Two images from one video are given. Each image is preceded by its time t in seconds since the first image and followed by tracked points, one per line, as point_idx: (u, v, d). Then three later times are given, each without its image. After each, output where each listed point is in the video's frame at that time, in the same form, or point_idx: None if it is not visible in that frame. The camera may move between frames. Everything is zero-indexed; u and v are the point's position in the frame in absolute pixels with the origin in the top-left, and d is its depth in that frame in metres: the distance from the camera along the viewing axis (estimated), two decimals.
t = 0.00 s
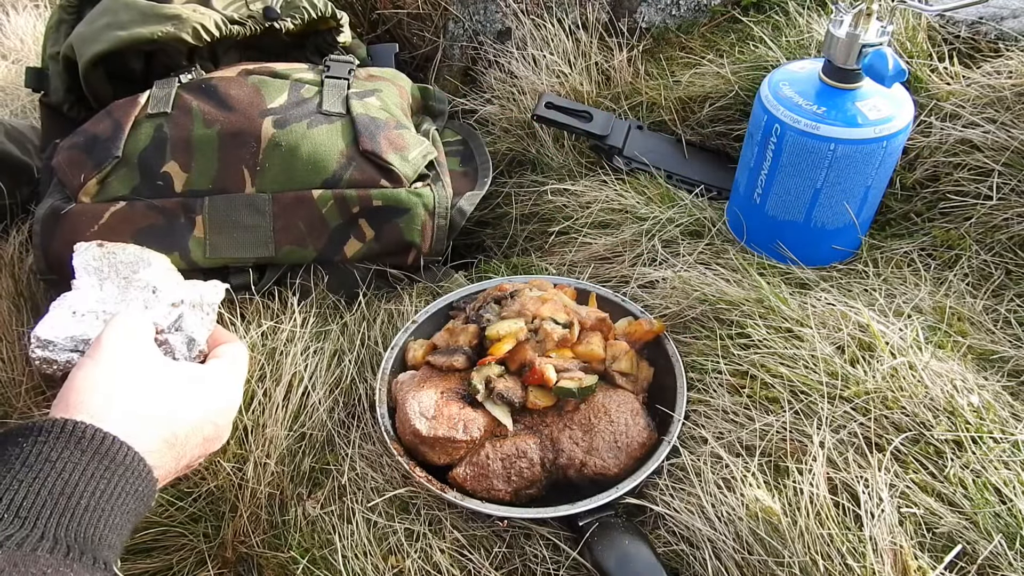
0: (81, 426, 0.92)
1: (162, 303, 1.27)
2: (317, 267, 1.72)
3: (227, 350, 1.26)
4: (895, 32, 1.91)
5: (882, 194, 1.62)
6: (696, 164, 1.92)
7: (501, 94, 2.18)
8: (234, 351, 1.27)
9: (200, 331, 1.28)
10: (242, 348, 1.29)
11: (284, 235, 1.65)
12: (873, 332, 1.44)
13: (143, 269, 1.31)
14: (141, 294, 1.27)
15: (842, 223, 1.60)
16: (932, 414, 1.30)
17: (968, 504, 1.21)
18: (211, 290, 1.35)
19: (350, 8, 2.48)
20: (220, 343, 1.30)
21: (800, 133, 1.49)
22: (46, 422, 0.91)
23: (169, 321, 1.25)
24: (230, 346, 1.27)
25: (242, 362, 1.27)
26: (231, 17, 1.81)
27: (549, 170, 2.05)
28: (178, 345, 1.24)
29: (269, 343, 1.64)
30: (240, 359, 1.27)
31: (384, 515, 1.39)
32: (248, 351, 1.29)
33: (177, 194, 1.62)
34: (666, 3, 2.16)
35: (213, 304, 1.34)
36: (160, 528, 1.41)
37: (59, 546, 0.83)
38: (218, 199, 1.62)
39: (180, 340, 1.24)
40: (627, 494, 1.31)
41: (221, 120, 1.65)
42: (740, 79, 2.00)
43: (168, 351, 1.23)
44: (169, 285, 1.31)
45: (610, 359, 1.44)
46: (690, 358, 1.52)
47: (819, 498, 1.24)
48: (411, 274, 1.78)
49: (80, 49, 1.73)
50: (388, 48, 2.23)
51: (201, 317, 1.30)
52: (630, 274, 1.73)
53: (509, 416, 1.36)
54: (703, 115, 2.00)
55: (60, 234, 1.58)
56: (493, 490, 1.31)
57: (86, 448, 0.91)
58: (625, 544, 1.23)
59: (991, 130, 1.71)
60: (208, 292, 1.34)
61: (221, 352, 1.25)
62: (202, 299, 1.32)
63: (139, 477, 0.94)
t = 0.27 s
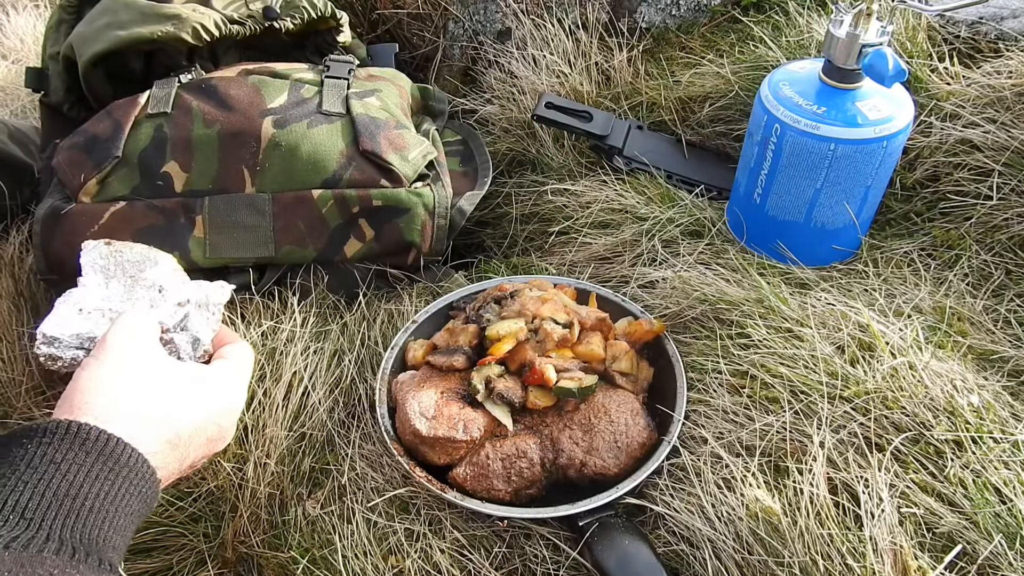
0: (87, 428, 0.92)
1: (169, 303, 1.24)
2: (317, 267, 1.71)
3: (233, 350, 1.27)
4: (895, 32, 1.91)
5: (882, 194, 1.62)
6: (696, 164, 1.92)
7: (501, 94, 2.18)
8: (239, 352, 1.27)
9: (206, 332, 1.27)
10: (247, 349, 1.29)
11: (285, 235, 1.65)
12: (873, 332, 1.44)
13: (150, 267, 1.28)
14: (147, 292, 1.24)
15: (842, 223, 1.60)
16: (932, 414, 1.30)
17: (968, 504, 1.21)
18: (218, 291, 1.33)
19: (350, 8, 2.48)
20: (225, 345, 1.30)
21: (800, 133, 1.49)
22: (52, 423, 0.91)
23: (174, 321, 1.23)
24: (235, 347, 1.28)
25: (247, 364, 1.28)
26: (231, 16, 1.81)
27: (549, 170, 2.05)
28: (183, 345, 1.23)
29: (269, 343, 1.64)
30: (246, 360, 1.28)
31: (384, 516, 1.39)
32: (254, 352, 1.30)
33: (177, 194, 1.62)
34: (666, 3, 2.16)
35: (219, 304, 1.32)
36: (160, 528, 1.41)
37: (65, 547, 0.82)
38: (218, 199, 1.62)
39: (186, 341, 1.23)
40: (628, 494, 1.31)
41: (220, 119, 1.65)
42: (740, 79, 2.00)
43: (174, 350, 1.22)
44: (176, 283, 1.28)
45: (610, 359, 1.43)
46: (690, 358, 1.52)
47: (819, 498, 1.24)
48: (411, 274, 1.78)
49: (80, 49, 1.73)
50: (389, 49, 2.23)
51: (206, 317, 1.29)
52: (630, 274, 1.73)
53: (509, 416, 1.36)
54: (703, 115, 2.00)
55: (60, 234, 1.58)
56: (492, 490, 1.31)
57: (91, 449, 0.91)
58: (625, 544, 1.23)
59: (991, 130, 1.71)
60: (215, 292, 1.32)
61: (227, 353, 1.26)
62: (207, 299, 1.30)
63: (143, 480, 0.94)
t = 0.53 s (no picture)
0: (136, 436, 0.79)
1: (331, 274, 1.01)
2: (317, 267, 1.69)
3: (349, 317, 0.96)
4: (895, 31, 1.91)
5: (882, 194, 1.62)
6: (696, 164, 1.92)
7: (501, 94, 2.18)
8: (375, 332, 0.96)
9: (331, 298, 0.99)
10: (382, 324, 0.98)
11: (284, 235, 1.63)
12: (873, 332, 1.44)
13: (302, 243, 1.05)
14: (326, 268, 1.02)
15: (842, 223, 1.60)
16: (932, 414, 1.30)
17: (968, 504, 1.21)
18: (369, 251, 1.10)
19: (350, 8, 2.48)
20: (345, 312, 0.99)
21: (800, 133, 1.49)
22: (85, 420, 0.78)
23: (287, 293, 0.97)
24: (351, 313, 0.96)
25: (375, 344, 0.95)
26: (230, 16, 1.81)
27: (550, 170, 2.05)
28: (301, 318, 0.96)
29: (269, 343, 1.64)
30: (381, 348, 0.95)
31: (384, 516, 1.39)
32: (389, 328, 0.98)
33: (177, 194, 1.62)
34: (666, 3, 2.16)
35: (359, 273, 1.05)
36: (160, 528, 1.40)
37: None
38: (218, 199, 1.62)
39: (308, 318, 0.96)
40: (627, 494, 1.31)
41: (220, 119, 1.64)
42: (740, 79, 2.00)
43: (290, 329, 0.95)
44: (317, 250, 1.03)
45: (610, 359, 1.43)
46: (690, 358, 1.52)
47: (819, 498, 1.24)
48: (411, 274, 1.78)
49: (80, 49, 1.73)
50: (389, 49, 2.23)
51: (340, 285, 1.02)
52: (630, 274, 1.73)
53: (509, 416, 1.36)
54: (703, 115, 2.00)
55: (61, 235, 1.58)
56: (493, 489, 1.31)
57: (134, 464, 0.79)
58: (626, 544, 1.23)
59: (991, 130, 1.71)
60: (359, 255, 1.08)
61: (341, 319, 0.95)
62: (327, 259, 1.03)
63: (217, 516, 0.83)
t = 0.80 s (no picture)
0: (284, 477, 0.75)
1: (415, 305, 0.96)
2: (317, 267, 1.71)
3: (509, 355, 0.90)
4: (895, 31, 1.91)
5: (882, 194, 1.62)
6: (696, 163, 1.92)
7: (501, 94, 2.18)
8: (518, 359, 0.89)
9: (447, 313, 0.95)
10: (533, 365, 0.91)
11: (284, 235, 1.64)
12: (873, 332, 1.44)
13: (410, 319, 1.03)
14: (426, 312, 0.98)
15: (842, 223, 1.60)
16: (932, 414, 1.30)
17: (969, 504, 1.21)
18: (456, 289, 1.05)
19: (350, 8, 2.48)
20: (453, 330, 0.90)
21: (800, 133, 1.49)
22: (241, 455, 0.74)
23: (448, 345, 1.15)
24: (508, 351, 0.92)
25: (516, 387, 0.86)
26: (230, 16, 1.81)
27: (550, 170, 2.05)
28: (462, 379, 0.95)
29: (269, 343, 1.63)
30: (523, 381, 0.87)
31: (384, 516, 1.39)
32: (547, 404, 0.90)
33: (177, 194, 1.62)
34: (666, 3, 2.16)
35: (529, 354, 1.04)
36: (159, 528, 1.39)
37: None
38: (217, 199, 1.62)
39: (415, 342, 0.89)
40: (627, 494, 1.31)
41: (221, 120, 1.64)
42: (740, 79, 2.00)
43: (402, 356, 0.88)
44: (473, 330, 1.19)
45: (610, 359, 1.43)
46: (690, 358, 1.52)
47: (819, 498, 1.24)
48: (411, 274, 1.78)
49: (80, 48, 1.73)
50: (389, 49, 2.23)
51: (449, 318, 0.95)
52: (630, 274, 1.73)
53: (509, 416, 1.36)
54: (703, 115, 2.00)
55: (61, 234, 1.58)
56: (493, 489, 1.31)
57: (279, 504, 0.74)
58: (626, 544, 1.23)
59: (991, 130, 1.71)
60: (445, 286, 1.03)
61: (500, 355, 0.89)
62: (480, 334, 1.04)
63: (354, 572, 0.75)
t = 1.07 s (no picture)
0: (108, 475, 0.64)
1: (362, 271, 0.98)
2: (318, 267, 1.69)
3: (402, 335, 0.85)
4: (895, 31, 1.91)
5: (882, 194, 1.62)
6: (696, 164, 1.92)
7: (501, 94, 2.18)
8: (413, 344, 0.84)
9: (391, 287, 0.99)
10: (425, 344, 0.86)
11: (284, 235, 1.64)
12: (873, 332, 1.44)
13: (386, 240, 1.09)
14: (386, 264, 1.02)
15: (842, 223, 1.60)
16: (932, 414, 1.30)
17: (968, 504, 1.21)
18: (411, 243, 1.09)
19: (350, 8, 2.48)
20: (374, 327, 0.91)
21: (799, 133, 1.49)
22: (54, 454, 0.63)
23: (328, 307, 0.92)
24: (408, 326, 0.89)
25: (411, 370, 0.82)
26: (230, 16, 1.81)
27: (549, 170, 2.05)
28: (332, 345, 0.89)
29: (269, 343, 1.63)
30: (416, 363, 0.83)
31: (384, 516, 1.39)
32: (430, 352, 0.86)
33: (177, 194, 1.62)
34: (666, 3, 2.16)
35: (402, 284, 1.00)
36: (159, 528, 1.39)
37: None
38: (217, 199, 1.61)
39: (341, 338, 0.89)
40: (627, 494, 1.31)
41: (220, 119, 1.64)
42: (740, 79, 2.00)
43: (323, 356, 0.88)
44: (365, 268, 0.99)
45: (610, 359, 1.43)
46: (690, 358, 1.52)
47: (819, 498, 1.24)
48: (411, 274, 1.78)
49: (80, 48, 1.73)
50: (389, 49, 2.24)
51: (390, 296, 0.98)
52: (630, 274, 1.73)
53: (509, 416, 1.36)
54: (704, 115, 2.00)
55: (61, 234, 1.58)
56: (492, 489, 1.32)
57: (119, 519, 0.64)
58: (626, 544, 1.23)
59: (991, 130, 1.71)
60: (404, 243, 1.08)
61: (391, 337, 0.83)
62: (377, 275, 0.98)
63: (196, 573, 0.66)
